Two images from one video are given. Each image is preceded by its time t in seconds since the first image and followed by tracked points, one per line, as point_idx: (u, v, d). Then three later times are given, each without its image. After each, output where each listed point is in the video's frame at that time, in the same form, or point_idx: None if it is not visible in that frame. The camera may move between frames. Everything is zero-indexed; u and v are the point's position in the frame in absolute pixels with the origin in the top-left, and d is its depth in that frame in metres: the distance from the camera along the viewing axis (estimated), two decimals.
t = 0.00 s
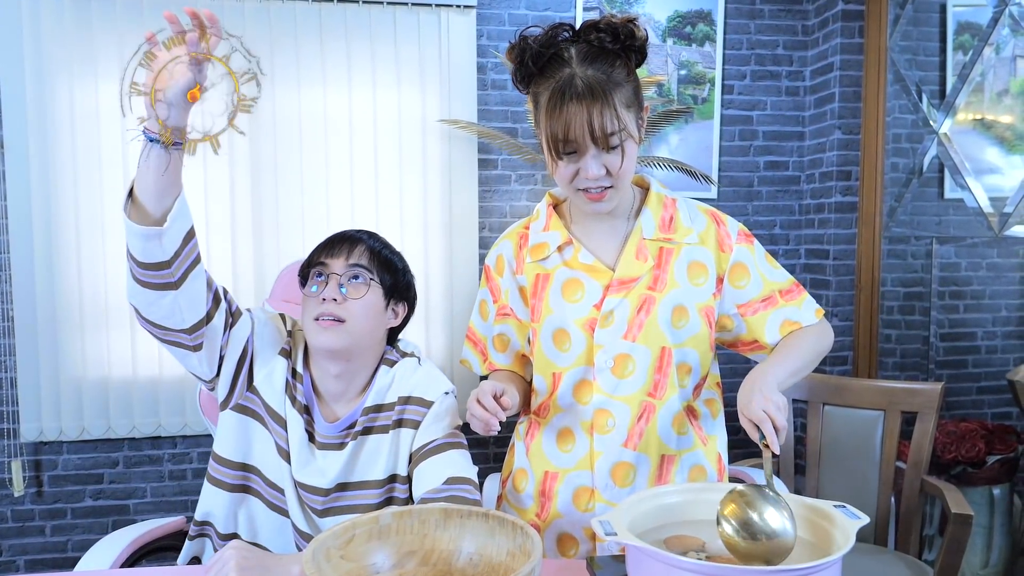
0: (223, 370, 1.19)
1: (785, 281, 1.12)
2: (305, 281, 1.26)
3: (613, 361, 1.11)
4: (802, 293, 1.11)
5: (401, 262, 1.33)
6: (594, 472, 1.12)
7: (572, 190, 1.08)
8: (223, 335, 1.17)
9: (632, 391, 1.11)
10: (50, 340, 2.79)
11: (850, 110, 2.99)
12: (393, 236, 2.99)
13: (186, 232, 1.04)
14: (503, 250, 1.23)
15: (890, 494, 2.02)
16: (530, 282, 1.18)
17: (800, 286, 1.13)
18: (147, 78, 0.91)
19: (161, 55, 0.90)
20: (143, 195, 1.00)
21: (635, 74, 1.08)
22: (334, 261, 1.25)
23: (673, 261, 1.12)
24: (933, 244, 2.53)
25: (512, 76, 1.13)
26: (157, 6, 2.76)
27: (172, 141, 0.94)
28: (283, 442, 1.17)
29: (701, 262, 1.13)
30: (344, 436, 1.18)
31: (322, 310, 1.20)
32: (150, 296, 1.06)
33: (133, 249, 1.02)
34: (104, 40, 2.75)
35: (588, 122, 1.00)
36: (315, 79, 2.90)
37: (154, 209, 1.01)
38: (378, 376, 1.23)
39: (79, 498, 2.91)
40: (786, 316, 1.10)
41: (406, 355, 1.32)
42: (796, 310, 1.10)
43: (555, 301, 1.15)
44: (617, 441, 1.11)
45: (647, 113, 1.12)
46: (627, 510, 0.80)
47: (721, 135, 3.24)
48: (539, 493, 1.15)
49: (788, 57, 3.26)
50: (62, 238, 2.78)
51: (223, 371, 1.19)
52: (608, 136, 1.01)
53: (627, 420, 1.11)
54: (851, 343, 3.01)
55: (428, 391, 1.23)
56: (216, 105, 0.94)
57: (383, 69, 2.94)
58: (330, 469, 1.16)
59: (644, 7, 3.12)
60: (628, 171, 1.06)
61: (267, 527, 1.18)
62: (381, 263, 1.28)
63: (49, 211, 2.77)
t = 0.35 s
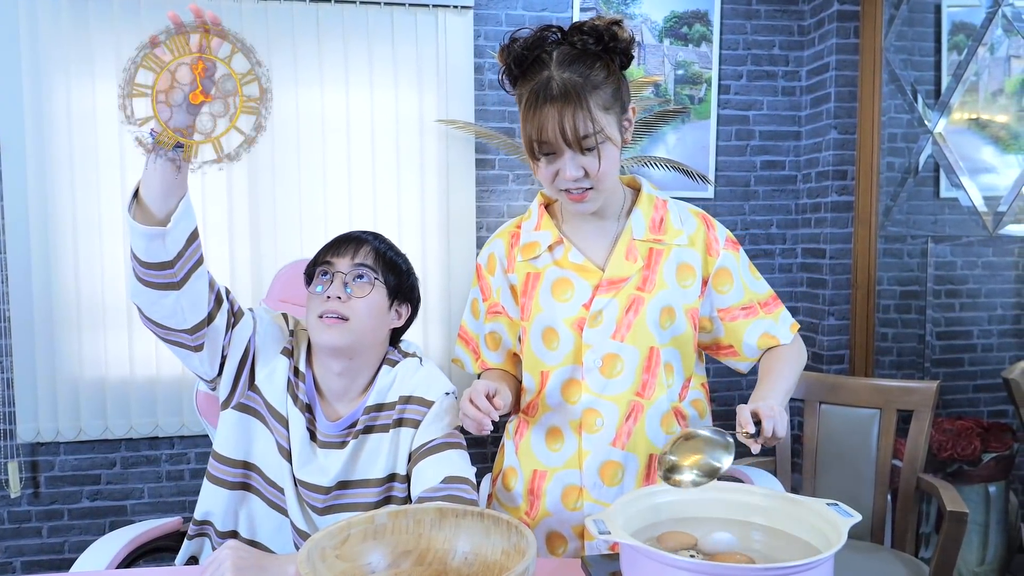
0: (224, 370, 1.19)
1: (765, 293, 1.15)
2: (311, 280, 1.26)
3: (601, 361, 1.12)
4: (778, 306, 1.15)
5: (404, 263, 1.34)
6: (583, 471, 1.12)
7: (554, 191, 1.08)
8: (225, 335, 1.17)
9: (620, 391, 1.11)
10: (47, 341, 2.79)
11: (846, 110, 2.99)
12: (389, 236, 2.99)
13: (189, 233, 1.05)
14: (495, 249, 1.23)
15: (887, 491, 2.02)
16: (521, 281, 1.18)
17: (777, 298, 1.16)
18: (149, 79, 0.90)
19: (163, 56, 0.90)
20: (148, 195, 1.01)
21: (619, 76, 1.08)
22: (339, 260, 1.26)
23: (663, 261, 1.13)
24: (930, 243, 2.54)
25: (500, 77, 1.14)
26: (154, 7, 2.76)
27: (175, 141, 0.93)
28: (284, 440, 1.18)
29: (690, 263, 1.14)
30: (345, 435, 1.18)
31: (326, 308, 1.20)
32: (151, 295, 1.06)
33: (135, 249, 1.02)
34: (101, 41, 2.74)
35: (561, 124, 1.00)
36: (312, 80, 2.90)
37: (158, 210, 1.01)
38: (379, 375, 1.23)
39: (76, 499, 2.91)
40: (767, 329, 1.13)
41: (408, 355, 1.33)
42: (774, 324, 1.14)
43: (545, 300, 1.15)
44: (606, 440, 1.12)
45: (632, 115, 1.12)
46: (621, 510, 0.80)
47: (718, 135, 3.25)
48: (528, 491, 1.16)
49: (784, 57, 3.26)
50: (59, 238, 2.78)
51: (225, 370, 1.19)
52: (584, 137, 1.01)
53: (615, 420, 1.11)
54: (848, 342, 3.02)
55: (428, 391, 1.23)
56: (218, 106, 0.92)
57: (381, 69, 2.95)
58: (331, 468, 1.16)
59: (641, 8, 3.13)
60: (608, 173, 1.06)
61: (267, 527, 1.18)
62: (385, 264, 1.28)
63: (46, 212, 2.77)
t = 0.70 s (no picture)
0: (222, 371, 1.19)
1: (751, 294, 1.16)
2: (310, 280, 1.27)
3: (580, 361, 1.12)
4: (763, 308, 1.16)
5: (402, 263, 1.34)
6: (561, 469, 1.14)
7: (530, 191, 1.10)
8: (223, 337, 1.18)
9: (599, 391, 1.12)
10: (46, 342, 2.79)
11: (843, 110, 3.00)
12: (387, 236, 3.00)
13: (186, 236, 1.05)
14: (486, 250, 1.26)
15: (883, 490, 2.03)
16: (508, 280, 1.20)
17: (761, 300, 1.17)
18: (148, 81, 0.90)
19: (162, 59, 0.90)
20: (147, 199, 1.01)
21: (593, 75, 1.09)
22: (338, 260, 1.26)
23: (647, 262, 1.13)
24: (926, 242, 2.55)
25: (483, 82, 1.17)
26: (153, 8, 2.76)
27: (174, 145, 0.92)
28: (281, 441, 1.18)
29: (676, 264, 1.14)
30: (343, 434, 1.19)
31: (324, 307, 1.21)
32: (148, 298, 1.06)
33: (132, 252, 1.03)
34: (100, 42, 2.75)
35: (525, 124, 1.03)
36: (309, 81, 2.90)
37: (156, 213, 1.02)
38: (377, 375, 1.24)
39: (75, 499, 2.91)
40: (755, 330, 1.13)
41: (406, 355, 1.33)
42: (761, 325, 1.14)
43: (529, 300, 1.17)
44: (583, 440, 1.12)
45: (610, 114, 1.13)
46: (616, 508, 0.80)
47: (715, 134, 3.26)
48: (510, 488, 1.18)
49: (781, 57, 3.27)
50: (57, 239, 2.78)
51: (223, 372, 1.20)
52: (549, 136, 1.03)
53: (593, 419, 1.12)
54: (845, 341, 3.03)
55: (426, 391, 1.24)
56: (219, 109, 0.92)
57: (378, 70, 2.95)
58: (329, 468, 1.17)
59: (638, 8, 3.13)
60: (579, 171, 1.07)
61: (265, 526, 1.19)
62: (384, 264, 1.29)
63: (45, 213, 2.77)
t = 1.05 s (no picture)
0: (222, 374, 1.20)
1: (732, 313, 1.12)
2: (309, 281, 1.27)
3: (566, 361, 1.12)
4: (740, 333, 1.10)
5: (402, 265, 1.34)
6: (546, 468, 1.14)
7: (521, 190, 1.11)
8: (223, 340, 1.18)
9: (584, 391, 1.12)
10: (46, 342, 2.79)
11: (842, 110, 3.01)
12: (386, 236, 3.00)
13: (185, 243, 1.06)
14: (487, 249, 1.28)
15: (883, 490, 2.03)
16: (504, 279, 1.22)
17: (743, 320, 1.11)
18: (147, 89, 0.90)
19: (161, 66, 0.90)
20: (146, 206, 1.02)
21: (583, 75, 1.09)
22: (337, 261, 1.26)
23: (636, 264, 1.13)
24: (926, 242, 2.55)
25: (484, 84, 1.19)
26: (152, 8, 2.76)
27: (173, 152, 0.92)
28: (282, 443, 1.19)
29: (665, 267, 1.13)
30: (343, 436, 1.19)
31: (324, 309, 1.21)
32: (147, 304, 1.07)
33: (132, 258, 1.03)
34: (99, 42, 2.74)
35: (511, 122, 1.04)
36: (308, 81, 2.90)
37: (154, 220, 1.03)
38: (376, 376, 1.24)
39: (76, 499, 2.91)
40: (713, 347, 1.09)
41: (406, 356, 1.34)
42: (727, 346, 1.09)
43: (520, 299, 1.18)
44: (568, 440, 1.13)
45: (602, 115, 1.12)
46: (615, 510, 0.81)
47: (714, 134, 3.26)
48: (499, 485, 1.18)
49: (780, 57, 3.27)
50: (58, 239, 2.78)
51: (223, 374, 1.20)
52: (537, 134, 1.04)
53: (579, 419, 1.13)
54: (845, 340, 3.04)
55: (426, 392, 1.24)
56: (217, 115, 0.92)
57: (377, 70, 2.95)
58: (330, 469, 1.17)
59: (636, 8, 3.13)
60: (567, 169, 1.06)
61: (266, 528, 1.19)
62: (383, 265, 1.29)
63: (45, 213, 2.77)
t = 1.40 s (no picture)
0: (224, 376, 1.20)
1: (711, 325, 1.09)
2: (312, 282, 1.27)
3: (553, 362, 1.13)
4: (716, 347, 1.09)
5: (404, 267, 1.35)
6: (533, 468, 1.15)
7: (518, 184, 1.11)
8: (224, 342, 1.18)
9: (570, 393, 1.12)
10: (49, 342, 2.80)
11: (843, 111, 3.01)
12: (387, 237, 3.00)
13: (186, 246, 1.06)
14: (490, 249, 1.30)
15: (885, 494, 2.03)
16: (502, 277, 1.23)
17: (722, 333, 1.09)
18: (146, 96, 0.89)
19: (160, 73, 0.90)
20: (146, 210, 1.02)
21: (587, 75, 1.09)
22: (341, 262, 1.27)
23: (625, 269, 1.12)
24: (928, 243, 2.55)
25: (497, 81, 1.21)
26: (154, 10, 2.76)
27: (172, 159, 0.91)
28: (284, 445, 1.19)
29: (654, 273, 1.12)
30: (345, 437, 1.19)
31: (327, 310, 1.21)
32: (149, 307, 1.07)
33: (133, 262, 1.03)
34: (101, 43, 2.75)
35: (510, 114, 1.05)
36: (309, 82, 2.91)
37: (157, 224, 1.02)
38: (378, 377, 1.25)
39: (78, 499, 2.92)
40: (682, 357, 1.08)
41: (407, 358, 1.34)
42: (696, 359, 1.08)
43: (514, 298, 1.19)
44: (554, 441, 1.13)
45: (604, 117, 1.12)
46: (617, 513, 0.81)
47: (714, 135, 3.26)
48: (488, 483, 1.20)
49: (780, 58, 3.27)
50: (61, 240, 2.79)
51: (225, 377, 1.20)
52: (535, 128, 1.04)
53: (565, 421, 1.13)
54: (846, 342, 3.04)
55: (428, 393, 1.24)
56: (216, 123, 0.91)
57: (378, 72, 2.96)
58: (332, 470, 1.17)
59: (636, 9, 3.13)
60: (562, 166, 1.06)
61: (267, 530, 1.19)
62: (386, 267, 1.29)
63: (49, 214, 2.78)
